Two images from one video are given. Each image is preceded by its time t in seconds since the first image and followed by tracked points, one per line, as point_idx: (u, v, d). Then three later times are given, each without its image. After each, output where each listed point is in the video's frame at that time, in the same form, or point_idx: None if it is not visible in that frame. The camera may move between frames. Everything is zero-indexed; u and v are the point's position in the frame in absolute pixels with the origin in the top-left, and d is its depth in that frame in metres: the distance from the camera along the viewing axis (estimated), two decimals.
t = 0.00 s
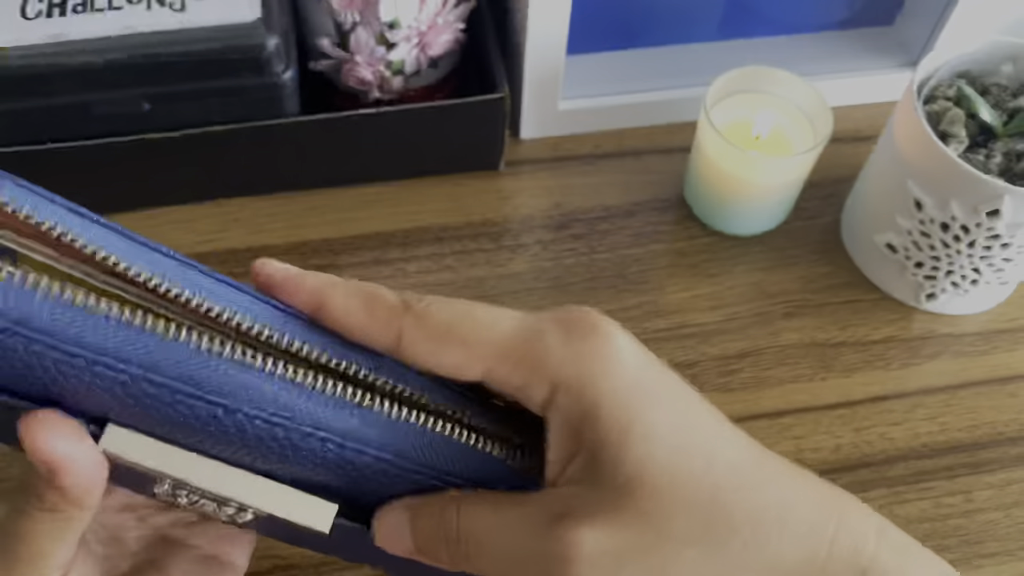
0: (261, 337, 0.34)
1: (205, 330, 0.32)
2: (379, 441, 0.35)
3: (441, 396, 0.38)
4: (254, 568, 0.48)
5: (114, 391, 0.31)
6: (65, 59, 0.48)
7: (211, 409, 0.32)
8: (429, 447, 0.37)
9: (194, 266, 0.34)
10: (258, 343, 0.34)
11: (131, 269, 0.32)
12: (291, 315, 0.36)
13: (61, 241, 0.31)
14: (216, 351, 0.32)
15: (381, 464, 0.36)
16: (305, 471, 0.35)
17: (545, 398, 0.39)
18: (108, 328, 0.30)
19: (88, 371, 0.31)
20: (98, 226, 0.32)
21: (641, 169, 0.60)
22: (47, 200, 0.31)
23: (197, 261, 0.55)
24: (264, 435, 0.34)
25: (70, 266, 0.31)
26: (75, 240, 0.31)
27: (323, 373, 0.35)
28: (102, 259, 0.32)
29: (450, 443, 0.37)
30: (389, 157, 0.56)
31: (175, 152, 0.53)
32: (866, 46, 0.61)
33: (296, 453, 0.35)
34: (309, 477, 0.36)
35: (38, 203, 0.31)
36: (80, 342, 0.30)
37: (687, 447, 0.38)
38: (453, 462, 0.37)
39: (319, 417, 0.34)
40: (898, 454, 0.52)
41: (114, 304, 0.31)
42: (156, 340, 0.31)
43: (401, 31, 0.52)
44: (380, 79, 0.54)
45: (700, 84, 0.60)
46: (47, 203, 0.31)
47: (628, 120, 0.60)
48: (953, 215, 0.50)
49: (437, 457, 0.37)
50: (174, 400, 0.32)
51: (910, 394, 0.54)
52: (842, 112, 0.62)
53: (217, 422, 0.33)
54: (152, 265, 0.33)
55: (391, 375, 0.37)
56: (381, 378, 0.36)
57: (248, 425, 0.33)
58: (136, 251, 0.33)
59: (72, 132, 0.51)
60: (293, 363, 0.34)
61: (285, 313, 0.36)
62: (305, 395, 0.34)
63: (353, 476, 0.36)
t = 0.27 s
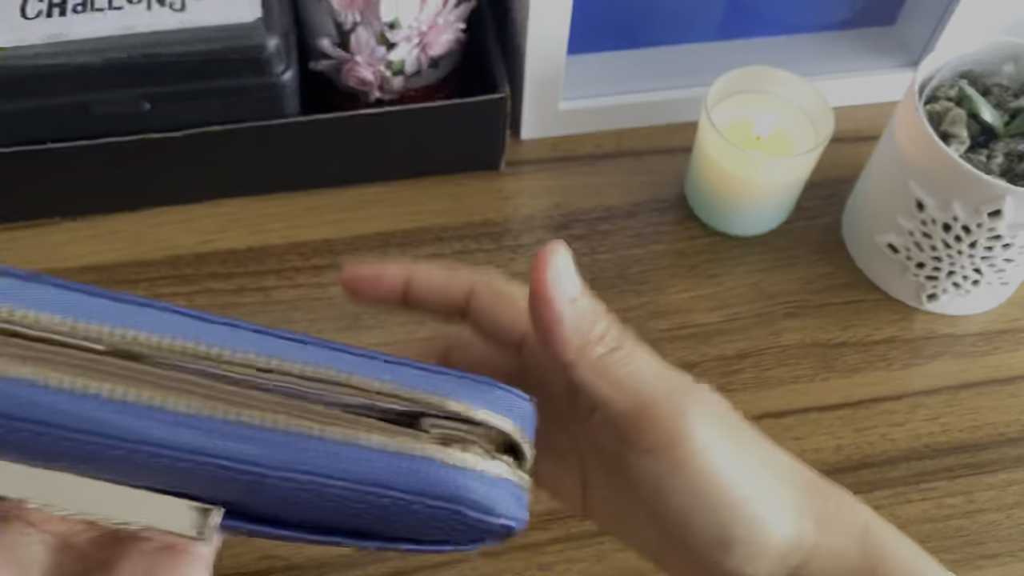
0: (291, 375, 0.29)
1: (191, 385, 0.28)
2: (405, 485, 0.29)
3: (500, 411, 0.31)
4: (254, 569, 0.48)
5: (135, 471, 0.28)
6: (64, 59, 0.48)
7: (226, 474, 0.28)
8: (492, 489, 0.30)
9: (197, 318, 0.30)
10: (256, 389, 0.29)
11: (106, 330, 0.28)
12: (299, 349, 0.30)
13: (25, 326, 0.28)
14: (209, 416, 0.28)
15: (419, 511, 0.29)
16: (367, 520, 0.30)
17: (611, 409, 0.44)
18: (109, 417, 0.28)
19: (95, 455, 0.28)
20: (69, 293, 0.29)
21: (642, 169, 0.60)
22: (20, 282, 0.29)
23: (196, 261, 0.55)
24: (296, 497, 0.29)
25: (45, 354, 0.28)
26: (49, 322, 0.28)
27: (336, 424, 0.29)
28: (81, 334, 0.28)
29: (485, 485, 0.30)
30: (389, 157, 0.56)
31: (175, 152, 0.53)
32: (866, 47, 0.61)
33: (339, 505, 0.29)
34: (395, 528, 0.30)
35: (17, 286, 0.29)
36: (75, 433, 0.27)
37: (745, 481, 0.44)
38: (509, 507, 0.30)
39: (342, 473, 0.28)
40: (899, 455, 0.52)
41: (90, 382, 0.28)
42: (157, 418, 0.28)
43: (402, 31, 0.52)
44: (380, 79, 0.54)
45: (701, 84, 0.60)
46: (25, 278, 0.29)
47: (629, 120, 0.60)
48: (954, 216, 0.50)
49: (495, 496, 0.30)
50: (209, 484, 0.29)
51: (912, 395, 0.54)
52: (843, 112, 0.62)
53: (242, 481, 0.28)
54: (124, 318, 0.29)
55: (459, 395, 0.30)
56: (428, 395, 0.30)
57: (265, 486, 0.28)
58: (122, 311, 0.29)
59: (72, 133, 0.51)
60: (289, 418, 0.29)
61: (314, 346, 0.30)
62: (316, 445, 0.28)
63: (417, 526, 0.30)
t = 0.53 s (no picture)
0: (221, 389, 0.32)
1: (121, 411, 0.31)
2: (315, 498, 0.31)
3: (422, 412, 0.34)
4: (252, 569, 0.48)
5: (67, 493, 0.30)
6: (64, 59, 0.48)
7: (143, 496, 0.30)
8: (403, 497, 0.32)
9: (136, 335, 0.32)
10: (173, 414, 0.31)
11: (54, 355, 0.31)
12: (231, 362, 0.32)
13: None
14: (134, 441, 0.30)
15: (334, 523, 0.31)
16: (293, 532, 0.32)
17: (543, 517, 0.46)
18: (39, 447, 0.29)
19: (30, 482, 0.30)
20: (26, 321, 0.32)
21: (641, 169, 0.60)
22: None
23: (196, 261, 0.55)
24: (215, 513, 0.31)
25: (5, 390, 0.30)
26: (17, 353, 0.31)
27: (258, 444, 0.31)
28: (34, 363, 0.31)
29: (398, 493, 0.32)
30: (389, 157, 0.56)
31: (174, 152, 0.53)
32: (866, 47, 0.61)
33: (264, 521, 0.31)
34: (319, 539, 0.33)
35: None
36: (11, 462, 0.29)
37: (688, 523, 0.45)
38: (421, 513, 0.32)
39: (257, 490, 0.30)
40: (899, 455, 0.52)
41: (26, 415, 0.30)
42: (81, 447, 0.30)
43: (401, 30, 0.52)
44: (380, 79, 0.54)
45: (700, 83, 0.60)
46: None
47: (628, 120, 0.60)
48: (954, 216, 0.50)
49: (406, 504, 0.32)
50: (136, 505, 0.31)
51: (911, 395, 0.53)
52: (842, 112, 0.62)
53: (172, 504, 0.30)
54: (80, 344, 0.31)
55: (381, 401, 0.33)
56: (339, 401, 0.33)
57: (182, 505, 0.30)
58: (66, 335, 0.31)
59: (71, 133, 0.51)
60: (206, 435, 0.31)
61: (246, 359, 0.33)
62: (235, 468, 0.30)
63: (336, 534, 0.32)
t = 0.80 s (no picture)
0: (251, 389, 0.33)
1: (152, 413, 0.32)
2: (345, 498, 0.32)
3: (448, 413, 0.35)
4: (254, 568, 0.48)
5: (103, 493, 0.32)
6: (65, 59, 0.48)
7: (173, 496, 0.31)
8: (427, 494, 0.33)
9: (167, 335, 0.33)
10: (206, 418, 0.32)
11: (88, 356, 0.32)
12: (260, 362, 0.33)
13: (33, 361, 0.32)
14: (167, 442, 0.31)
15: (365, 520, 0.32)
16: (319, 528, 0.33)
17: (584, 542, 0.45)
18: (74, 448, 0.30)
19: (71, 484, 0.31)
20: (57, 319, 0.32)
21: (641, 169, 0.60)
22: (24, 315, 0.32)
23: (197, 260, 0.55)
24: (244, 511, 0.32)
25: (45, 394, 0.31)
26: (54, 356, 0.32)
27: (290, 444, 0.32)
28: (67, 362, 0.32)
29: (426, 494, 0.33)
30: (389, 156, 0.56)
31: (174, 151, 0.53)
32: (866, 46, 0.61)
33: (297, 520, 0.32)
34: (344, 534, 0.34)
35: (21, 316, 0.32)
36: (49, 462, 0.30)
37: (728, 514, 0.45)
38: (447, 512, 0.33)
39: (288, 488, 0.31)
40: (899, 454, 0.52)
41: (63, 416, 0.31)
42: (116, 449, 0.31)
43: (402, 31, 0.52)
44: (381, 79, 0.54)
45: (701, 83, 0.60)
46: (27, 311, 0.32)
47: (628, 120, 0.60)
48: (954, 216, 0.50)
49: (433, 502, 0.33)
50: (167, 505, 0.32)
51: (911, 394, 0.54)
52: (842, 112, 0.62)
53: (206, 504, 0.32)
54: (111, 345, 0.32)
55: (407, 397, 0.34)
56: (368, 399, 0.34)
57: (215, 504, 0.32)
58: (92, 334, 0.32)
59: (72, 133, 0.51)
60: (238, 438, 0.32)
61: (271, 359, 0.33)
62: (268, 467, 0.31)
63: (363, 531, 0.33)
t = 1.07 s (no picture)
0: (271, 389, 0.33)
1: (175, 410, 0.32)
2: (369, 493, 0.32)
3: (464, 410, 0.36)
4: (254, 568, 0.48)
5: (125, 490, 0.32)
6: (65, 59, 0.48)
7: (197, 493, 0.31)
8: (441, 489, 0.33)
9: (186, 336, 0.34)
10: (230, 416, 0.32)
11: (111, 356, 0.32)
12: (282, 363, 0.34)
13: (56, 361, 0.32)
14: (191, 439, 0.31)
15: (387, 515, 0.33)
16: (341, 525, 0.34)
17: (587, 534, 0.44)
18: (99, 444, 0.30)
19: (94, 481, 0.31)
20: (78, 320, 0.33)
21: (641, 170, 0.60)
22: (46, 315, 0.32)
23: (196, 261, 0.55)
24: (268, 508, 0.32)
25: (64, 390, 0.31)
26: (74, 354, 0.32)
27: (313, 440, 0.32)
28: (89, 362, 0.32)
29: (445, 490, 0.33)
30: (388, 157, 0.56)
31: (174, 152, 0.53)
32: (866, 47, 0.61)
33: (316, 515, 0.33)
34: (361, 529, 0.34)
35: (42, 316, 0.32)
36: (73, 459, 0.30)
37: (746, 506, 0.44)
38: (466, 507, 0.34)
39: (313, 484, 0.32)
40: (898, 455, 0.52)
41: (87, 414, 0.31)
42: (140, 446, 0.31)
43: (402, 31, 0.52)
44: (380, 80, 0.54)
45: (701, 84, 0.60)
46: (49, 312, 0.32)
47: (628, 121, 0.60)
48: (953, 216, 0.50)
49: (448, 496, 0.33)
50: (192, 502, 0.32)
51: (910, 395, 0.54)
52: (842, 112, 0.62)
53: (228, 500, 0.32)
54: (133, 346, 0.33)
55: (425, 395, 0.35)
56: (382, 397, 0.34)
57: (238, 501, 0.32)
58: (113, 334, 0.33)
59: (72, 134, 0.51)
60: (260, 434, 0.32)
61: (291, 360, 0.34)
62: (290, 463, 0.32)
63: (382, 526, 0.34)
